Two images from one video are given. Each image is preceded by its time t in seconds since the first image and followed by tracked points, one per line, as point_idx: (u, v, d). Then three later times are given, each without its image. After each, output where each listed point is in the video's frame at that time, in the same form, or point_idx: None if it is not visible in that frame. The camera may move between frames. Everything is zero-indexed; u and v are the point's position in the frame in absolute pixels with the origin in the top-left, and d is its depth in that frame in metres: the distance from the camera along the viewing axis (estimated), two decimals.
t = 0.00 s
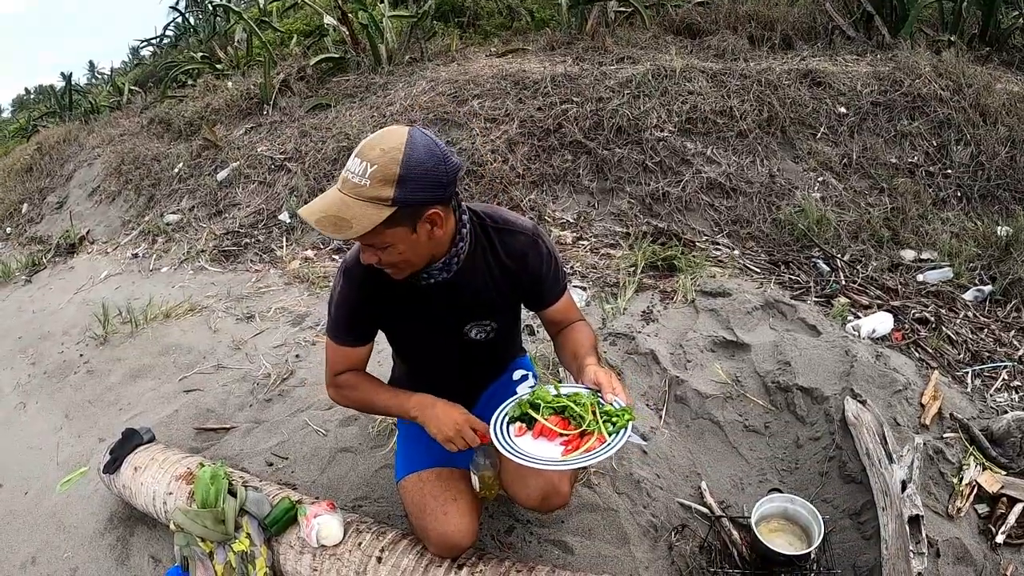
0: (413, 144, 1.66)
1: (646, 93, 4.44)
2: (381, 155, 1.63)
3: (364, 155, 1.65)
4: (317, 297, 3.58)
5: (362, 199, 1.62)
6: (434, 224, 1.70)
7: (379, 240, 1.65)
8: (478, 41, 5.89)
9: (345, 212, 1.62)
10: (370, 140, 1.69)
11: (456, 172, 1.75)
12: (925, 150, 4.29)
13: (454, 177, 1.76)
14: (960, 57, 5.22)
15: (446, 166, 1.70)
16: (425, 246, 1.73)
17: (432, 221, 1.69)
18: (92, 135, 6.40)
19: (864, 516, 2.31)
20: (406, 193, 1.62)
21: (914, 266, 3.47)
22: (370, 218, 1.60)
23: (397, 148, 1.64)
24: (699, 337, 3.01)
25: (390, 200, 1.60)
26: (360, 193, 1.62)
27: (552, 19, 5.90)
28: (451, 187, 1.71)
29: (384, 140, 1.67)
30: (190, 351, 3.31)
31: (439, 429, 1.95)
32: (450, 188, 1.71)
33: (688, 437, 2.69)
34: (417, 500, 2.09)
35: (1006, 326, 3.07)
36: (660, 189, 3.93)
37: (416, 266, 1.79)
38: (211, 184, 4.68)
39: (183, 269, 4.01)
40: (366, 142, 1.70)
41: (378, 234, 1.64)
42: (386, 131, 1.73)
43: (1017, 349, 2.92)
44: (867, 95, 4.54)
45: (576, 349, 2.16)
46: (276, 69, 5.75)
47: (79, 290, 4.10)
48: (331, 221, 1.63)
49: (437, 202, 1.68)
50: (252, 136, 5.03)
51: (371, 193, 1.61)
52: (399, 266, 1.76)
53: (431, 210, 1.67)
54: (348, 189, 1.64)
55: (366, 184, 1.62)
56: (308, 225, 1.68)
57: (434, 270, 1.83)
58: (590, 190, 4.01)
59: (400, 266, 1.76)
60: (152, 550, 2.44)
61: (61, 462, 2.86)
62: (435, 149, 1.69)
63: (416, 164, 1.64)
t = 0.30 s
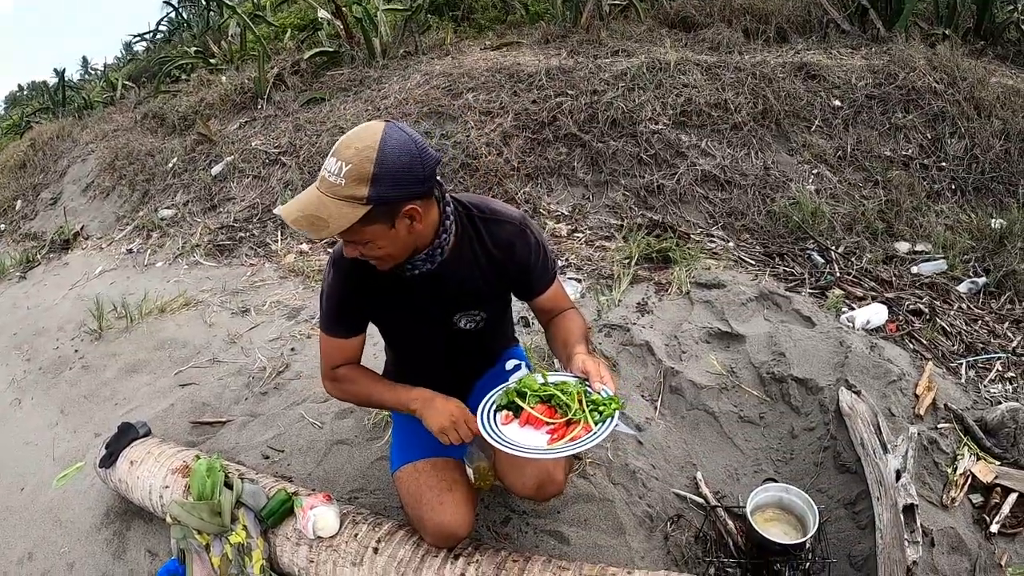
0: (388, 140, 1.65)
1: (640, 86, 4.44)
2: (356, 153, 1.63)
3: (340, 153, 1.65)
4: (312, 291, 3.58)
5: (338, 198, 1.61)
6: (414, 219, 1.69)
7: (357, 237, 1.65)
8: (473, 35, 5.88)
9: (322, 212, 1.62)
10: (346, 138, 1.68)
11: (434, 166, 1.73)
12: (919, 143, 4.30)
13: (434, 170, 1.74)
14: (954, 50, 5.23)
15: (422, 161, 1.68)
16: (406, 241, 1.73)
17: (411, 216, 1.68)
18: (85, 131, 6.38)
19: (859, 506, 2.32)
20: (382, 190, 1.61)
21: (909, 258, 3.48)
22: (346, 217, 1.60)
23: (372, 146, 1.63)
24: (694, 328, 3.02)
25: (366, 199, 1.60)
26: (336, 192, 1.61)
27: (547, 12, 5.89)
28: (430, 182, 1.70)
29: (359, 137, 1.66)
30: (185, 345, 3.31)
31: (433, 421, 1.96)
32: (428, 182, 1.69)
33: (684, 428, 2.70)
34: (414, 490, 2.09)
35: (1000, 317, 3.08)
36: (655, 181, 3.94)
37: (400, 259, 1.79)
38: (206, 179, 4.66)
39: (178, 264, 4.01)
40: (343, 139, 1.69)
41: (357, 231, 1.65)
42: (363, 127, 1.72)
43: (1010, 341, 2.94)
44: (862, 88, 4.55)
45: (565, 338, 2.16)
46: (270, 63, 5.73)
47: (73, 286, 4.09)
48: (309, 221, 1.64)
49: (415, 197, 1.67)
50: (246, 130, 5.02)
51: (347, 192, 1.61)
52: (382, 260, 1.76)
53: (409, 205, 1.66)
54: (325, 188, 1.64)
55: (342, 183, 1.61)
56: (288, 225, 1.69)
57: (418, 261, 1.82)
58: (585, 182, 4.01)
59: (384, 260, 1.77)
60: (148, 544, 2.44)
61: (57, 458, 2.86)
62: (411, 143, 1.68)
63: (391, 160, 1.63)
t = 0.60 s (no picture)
0: (366, 140, 1.63)
1: (640, 83, 4.44)
2: (334, 155, 1.62)
3: (318, 155, 1.64)
4: (308, 281, 3.58)
5: (318, 201, 1.62)
6: (397, 216, 1.68)
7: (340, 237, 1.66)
8: (473, 28, 5.86)
9: (303, 215, 1.63)
10: (325, 139, 1.67)
11: (417, 161, 1.71)
12: (917, 145, 4.31)
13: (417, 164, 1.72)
14: (955, 53, 5.24)
15: (403, 158, 1.65)
16: (390, 237, 1.72)
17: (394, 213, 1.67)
18: (83, 117, 6.35)
19: (849, 504, 2.33)
20: (360, 191, 1.60)
21: (905, 259, 3.50)
22: (326, 220, 1.61)
23: (350, 147, 1.62)
24: (688, 324, 3.02)
25: (345, 201, 1.59)
26: (316, 196, 1.62)
27: (549, 7, 5.88)
28: (412, 178, 1.68)
29: (337, 139, 1.64)
30: (180, 333, 3.30)
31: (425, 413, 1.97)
32: (410, 179, 1.67)
33: (676, 424, 2.71)
34: (405, 480, 2.10)
35: (994, 320, 3.09)
36: (652, 178, 3.94)
37: (387, 253, 1.79)
38: (203, 167, 4.65)
39: (174, 253, 4.00)
40: (323, 140, 1.68)
41: (341, 231, 1.65)
42: (342, 125, 1.70)
43: (1004, 343, 2.95)
44: (861, 89, 4.55)
45: (556, 331, 2.14)
46: (270, 53, 5.71)
47: (69, 273, 4.08)
48: (291, 224, 1.65)
49: (397, 195, 1.65)
50: (245, 119, 5.01)
51: (326, 195, 1.60)
52: (369, 255, 1.77)
53: (391, 203, 1.64)
54: (306, 191, 1.64)
55: (322, 186, 1.61)
56: (272, 229, 1.70)
57: (406, 254, 1.82)
58: (582, 177, 4.01)
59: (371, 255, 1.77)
60: (140, 530, 2.44)
61: (49, 444, 2.85)
62: (390, 141, 1.65)
63: (370, 160, 1.61)
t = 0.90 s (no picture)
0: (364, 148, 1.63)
1: (650, 88, 4.44)
2: (332, 165, 1.63)
3: (318, 165, 1.65)
4: (317, 284, 3.59)
5: (319, 211, 1.63)
6: (398, 222, 1.68)
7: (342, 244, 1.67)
8: (483, 32, 5.88)
9: (305, 225, 1.65)
10: (324, 149, 1.68)
11: (417, 167, 1.71)
12: (927, 152, 4.29)
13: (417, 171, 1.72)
14: (965, 60, 5.22)
15: (401, 165, 1.66)
16: (393, 243, 1.73)
17: (395, 219, 1.67)
18: (94, 119, 6.40)
19: (857, 512, 2.32)
20: (360, 199, 1.61)
21: (914, 266, 3.49)
22: (327, 229, 1.62)
23: (348, 156, 1.63)
24: (697, 330, 3.02)
25: (344, 210, 1.60)
26: (317, 205, 1.63)
27: (558, 11, 5.89)
28: (412, 185, 1.68)
29: (336, 149, 1.65)
30: (190, 335, 3.32)
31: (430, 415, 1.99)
32: (410, 185, 1.67)
33: (684, 430, 2.71)
34: (412, 484, 2.10)
35: (1003, 328, 3.08)
36: (662, 183, 3.94)
37: (390, 259, 1.79)
38: (214, 169, 4.68)
39: (184, 254, 4.02)
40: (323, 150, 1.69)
41: (343, 238, 1.66)
42: (342, 134, 1.71)
43: (1013, 352, 2.93)
44: (871, 95, 4.54)
45: (561, 335, 2.13)
46: (281, 56, 5.74)
47: (79, 273, 4.11)
48: (294, 234, 1.67)
49: (397, 202, 1.65)
50: (255, 122, 5.03)
51: (326, 205, 1.62)
52: (373, 261, 1.78)
53: (392, 209, 1.65)
54: (307, 200, 1.65)
55: (322, 195, 1.62)
56: (277, 240, 1.72)
57: (410, 260, 1.82)
58: (592, 183, 4.02)
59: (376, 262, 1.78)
60: (148, 531, 2.46)
61: (58, 443, 2.87)
62: (388, 149, 1.66)
63: (368, 168, 1.62)
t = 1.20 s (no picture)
0: (358, 155, 1.63)
1: (656, 88, 4.44)
2: (327, 173, 1.62)
3: (312, 173, 1.65)
4: (322, 282, 3.59)
5: (315, 219, 1.63)
6: (396, 228, 1.68)
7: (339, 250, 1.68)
8: (489, 31, 5.88)
9: (302, 233, 1.65)
10: (319, 155, 1.67)
11: (413, 171, 1.70)
12: (934, 152, 4.28)
13: (414, 174, 1.72)
14: (972, 60, 5.20)
15: (396, 170, 1.65)
16: (391, 248, 1.73)
17: (393, 225, 1.67)
18: (100, 117, 6.41)
19: (863, 514, 2.31)
20: (355, 207, 1.60)
21: (920, 267, 3.47)
22: (324, 237, 1.63)
23: (342, 163, 1.62)
24: (703, 331, 3.01)
25: (340, 218, 1.60)
26: (313, 213, 1.63)
27: (564, 10, 5.89)
28: (407, 190, 1.67)
29: (330, 156, 1.64)
30: (195, 333, 3.32)
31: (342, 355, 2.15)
32: (406, 190, 1.67)
33: (690, 431, 2.70)
34: (417, 484, 2.10)
35: (1010, 330, 3.06)
36: (668, 183, 3.93)
37: (389, 263, 1.79)
38: (219, 168, 4.68)
39: (189, 252, 4.03)
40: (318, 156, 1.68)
41: (341, 245, 1.67)
42: (336, 139, 1.70)
43: (1020, 354, 2.91)
44: (878, 95, 4.53)
45: (567, 338, 2.13)
46: (286, 54, 5.75)
47: (85, 271, 4.12)
48: (291, 242, 1.68)
49: (393, 207, 1.65)
50: (261, 121, 5.04)
51: (322, 213, 1.62)
52: (373, 265, 1.78)
53: (389, 215, 1.64)
54: (303, 209, 1.65)
55: (317, 204, 1.62)
56: (274, 247, 1.73)
57: (409, 263, 1.82)
58: (597, 182, 4.01)
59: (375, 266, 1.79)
60: (152, 529, 2.46)
61: (63, 441, 2.87)
62: (382, 154, 1.64)
63: (362, 175, 1.61)
